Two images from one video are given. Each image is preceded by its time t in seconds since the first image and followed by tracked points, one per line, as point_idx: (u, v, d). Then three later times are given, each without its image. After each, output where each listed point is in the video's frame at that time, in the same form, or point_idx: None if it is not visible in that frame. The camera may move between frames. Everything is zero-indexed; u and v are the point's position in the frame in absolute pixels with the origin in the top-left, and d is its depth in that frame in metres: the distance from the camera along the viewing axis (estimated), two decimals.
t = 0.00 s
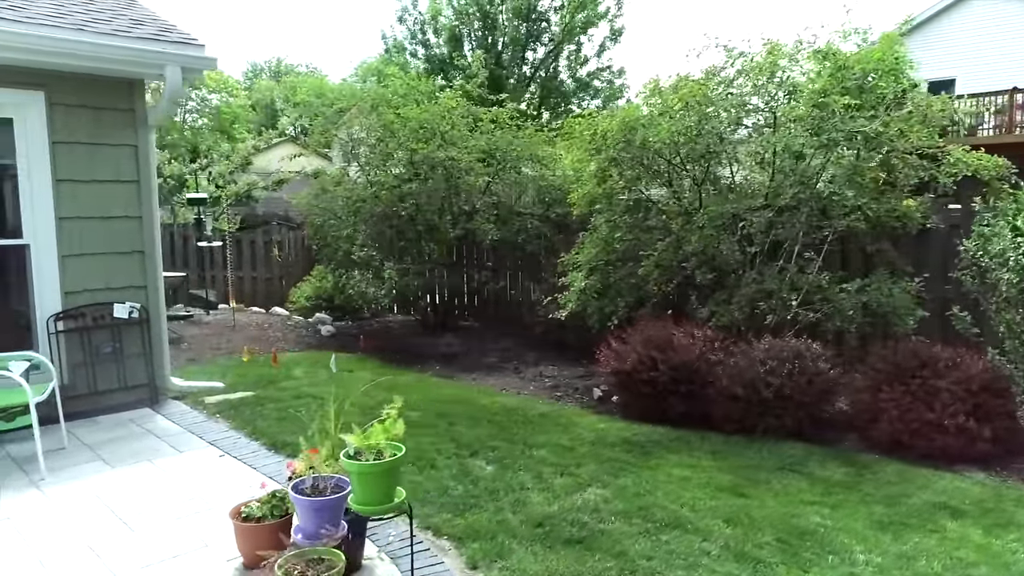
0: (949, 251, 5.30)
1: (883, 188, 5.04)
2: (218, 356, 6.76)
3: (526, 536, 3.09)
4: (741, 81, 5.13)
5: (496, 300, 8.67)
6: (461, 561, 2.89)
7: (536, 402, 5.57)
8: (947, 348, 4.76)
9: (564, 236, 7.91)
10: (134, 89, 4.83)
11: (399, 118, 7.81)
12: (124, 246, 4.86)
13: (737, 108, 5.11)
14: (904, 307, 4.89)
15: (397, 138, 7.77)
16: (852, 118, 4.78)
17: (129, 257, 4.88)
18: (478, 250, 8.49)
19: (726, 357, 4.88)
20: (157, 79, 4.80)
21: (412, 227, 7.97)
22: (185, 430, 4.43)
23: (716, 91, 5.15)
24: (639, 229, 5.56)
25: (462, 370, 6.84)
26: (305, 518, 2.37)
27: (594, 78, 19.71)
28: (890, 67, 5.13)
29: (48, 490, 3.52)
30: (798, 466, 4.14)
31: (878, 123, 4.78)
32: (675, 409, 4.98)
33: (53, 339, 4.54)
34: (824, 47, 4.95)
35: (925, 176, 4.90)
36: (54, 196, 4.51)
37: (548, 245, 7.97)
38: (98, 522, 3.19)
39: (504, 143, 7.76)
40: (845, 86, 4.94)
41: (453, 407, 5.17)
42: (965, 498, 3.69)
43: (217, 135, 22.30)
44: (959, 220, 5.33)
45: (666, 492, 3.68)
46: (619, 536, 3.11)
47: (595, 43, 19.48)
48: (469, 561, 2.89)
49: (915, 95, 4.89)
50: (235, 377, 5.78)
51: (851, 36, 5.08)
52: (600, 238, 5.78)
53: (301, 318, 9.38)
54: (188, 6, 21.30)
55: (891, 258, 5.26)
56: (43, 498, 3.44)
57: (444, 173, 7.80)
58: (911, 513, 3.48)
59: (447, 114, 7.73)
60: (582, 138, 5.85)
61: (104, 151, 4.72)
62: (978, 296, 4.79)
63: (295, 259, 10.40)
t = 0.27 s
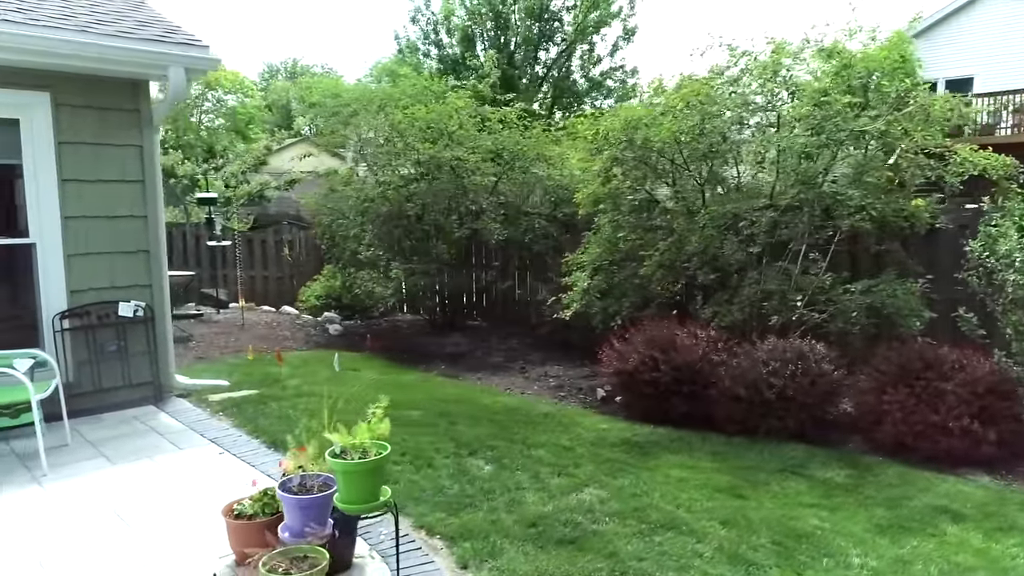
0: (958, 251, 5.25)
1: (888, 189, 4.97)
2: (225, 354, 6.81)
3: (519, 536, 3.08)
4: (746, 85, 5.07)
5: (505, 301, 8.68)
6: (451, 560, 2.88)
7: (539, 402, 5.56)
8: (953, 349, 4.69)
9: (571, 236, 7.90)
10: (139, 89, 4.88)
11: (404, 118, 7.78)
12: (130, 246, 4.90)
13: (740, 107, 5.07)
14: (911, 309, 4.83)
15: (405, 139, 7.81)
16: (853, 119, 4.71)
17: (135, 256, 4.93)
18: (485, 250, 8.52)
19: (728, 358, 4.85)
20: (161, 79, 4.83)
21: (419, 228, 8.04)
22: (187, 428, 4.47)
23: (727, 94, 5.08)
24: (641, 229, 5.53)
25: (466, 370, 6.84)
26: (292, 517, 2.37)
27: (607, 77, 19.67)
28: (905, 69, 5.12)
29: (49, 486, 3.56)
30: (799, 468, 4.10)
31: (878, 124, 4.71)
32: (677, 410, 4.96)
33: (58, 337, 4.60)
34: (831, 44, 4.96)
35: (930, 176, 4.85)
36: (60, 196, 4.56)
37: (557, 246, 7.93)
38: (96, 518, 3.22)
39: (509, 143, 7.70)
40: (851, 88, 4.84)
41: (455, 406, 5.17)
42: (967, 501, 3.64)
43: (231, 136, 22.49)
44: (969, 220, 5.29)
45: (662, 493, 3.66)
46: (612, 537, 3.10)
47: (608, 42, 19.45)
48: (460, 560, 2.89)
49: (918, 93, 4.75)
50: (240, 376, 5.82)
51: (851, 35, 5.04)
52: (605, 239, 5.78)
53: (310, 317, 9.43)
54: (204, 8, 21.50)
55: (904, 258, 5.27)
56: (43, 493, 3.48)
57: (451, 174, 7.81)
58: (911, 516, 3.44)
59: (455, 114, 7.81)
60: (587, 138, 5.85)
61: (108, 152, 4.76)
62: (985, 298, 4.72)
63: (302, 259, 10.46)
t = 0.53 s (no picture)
0: (964, 252, 5.16)
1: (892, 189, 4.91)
2: (232, 353, 6.86)
3: (510, 535, 3.08)
4: (739, 88, 5.08)
5: (512, 301, 8.69)
6: (442, 559, 2.89)
7: (542, 402, 5.56)
8: (958, 351, 4.64)
9: (577, 236, 7.90)
10: (146, 91, 4.93)
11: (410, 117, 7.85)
12: (135, 245, 4.96)
13: (743, 106, 5.05)
14: (916, 310, 4.77)
15: (412, 139, 7.85)
16: (853, 119, 4.71)
17: (140, 255, 4.99)
18: (492, 250, 8.54)
19: (730, 359, 4.83)
20: (166, 81, 4.87)
21: (427, 227, 8.08)
22: (189, 426, 4.50)
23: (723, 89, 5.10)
24: (643, 229, 5.51)
25: (471, 369, 6.85)
26: (278, 514, 2.38)
27: (619, 76, 19.62)
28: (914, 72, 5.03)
29: (51, 481, 3.61)
30: (798, 470, 4.07)
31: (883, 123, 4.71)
32: (679, 411, 4.93)
33: (64, 334, 4.66)
34: (836, 43, 4.97)
35: (934, 176, 4.81)
36: (67, 196, 4.62)
37: (563, 246, 7.96)
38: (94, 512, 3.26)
39: (518, 143, 7.78)
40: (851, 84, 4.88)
41: (457, 405, 5.18)
42: (968, 504, 3.60)
43: (247, 137, 22.69)
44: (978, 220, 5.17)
45: (657, 493, 3.65)
46: (604, 538, 3.10)
47: (621, 41, 19.41)
48: (450, 559, 2.90)
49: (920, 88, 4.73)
50: (245, 374, 5.86)
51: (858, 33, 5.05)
52: (608, 238, 5.76)
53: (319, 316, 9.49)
54: (220, 9, 21.72)
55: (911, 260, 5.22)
56: (44, 488, 3.53)
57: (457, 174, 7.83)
58: (909, 519, 3.40)
59: (463, 114, 7.87)
60: (591, 137, 5.85)
61: (114, 152, 4.82)
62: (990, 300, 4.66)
63: (309, 258, 10.51)
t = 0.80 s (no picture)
0: (969, 254, 5.13)
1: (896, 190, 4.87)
2: (240, 352, 6.92)
3: (503, 535, 3.09)
4: (740, 82, 5.12)
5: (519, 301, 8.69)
6: (433, 557, 2.90)
7: (545, 401, 5.57)
8: (964, 352, 4.58)
9: (583, 236, 7.90)
10: (151, 92, 4.98)
11: (419, 117, 7.93)
12: (140, 245, 5.02)
13: (745, 105, 5.03)
14: (921, 312, 4.72)
15: (419, 139, 7.90)
16: (855, 117, 4.74)
17: (146, 255, 5.05)
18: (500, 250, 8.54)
19: (733, 359, 4.80)
20: (170, 83, 4.91)
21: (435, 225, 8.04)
22: (192, 424, 4.55)
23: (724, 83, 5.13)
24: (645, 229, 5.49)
25: (476, 369, 6.86)
26: (265, 511, 2.44)
27: (632, 76, 19.57)
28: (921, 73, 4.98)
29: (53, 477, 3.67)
30: (798, 471, 4.04)
31: (885, 123, 4.71)
32: (680, 411, 4.92)
33: (71, 333, 4.72)
34: (840, 41, 4.91)
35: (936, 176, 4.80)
36: (73, 196, 4.68)
37: (570, 244, 8.02)
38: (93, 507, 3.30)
39: (524, 143, 7.81)
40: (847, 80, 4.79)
41: (458, 405, 5.20)
42: (968, 508, 3.55)
43: (262, 138, 22.88)
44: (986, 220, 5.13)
45: (653, 494, 3.64)
46: (596, 538, 3.09)
47: (634, 41, 19.39)
48: (441, 557, 2.91)
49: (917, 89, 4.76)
50: (251, 373, 5.92)
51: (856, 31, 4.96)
52: (611, 239, 5.75)
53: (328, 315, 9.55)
54: (236, 11, 21.94)
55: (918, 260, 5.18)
56: (46, 483, 3.58)
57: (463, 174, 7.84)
58: (907, 522, 3.37)
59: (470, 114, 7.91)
60: (595, 138, 5.84)
61: (120, 153, 4.88)
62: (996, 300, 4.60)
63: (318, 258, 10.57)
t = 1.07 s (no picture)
0: (976, 255, 5.08)
1: (901, 190, 4.84)
2: (248, 351, 6.98)
3: (497, 534, 3.10)
4: (741, 83, 5.08)
5: (527, 300, 8.69)
6: (426, 556, 2.92)
7: (548, 401, 5.57)
8: (970, 354, 4.53)
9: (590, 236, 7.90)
10: (158, 92, 5.02)
11: (427, 117, 8.00)
12: (147, 243, 5.07)
13: (749, 104, 5.01)
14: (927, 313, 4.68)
15: (427, 139, 7.94)
16: (859, 117, 4.70)
17: (152, 254, 5.10)
18: (508, 250, 8.56)
19: (735, 361, 4.78)
20: (177, 84, 4.95)
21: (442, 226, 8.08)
22: (197, 421, 4.59)
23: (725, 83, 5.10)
24: (649, 229, 5.48)
25: (482, 368, 6.88)
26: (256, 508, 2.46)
27: (645, 75, 19.54)
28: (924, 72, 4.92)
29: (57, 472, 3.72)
30: (799, 473, 4.01)
31: (890, 122, 4.69)
32: (682, 412, 4.91)
33: (78, 331, 4.78)
34: (845, 40, 4.90)
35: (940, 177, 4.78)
36: (81, 195, 4.74)
37: (579, 245, 7.93)
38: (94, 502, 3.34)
39: (531, 143, 7.83)
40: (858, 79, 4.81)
41: (461, 404, 5.21)
42: (970, 511, 3.52)
43: (277, 138, 23.06)
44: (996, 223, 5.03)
45: (650, 494, 3.63)
46: (590, 538, 3.09)
47: (647, 40, 19.41)
48: (434, 556, 2.92)
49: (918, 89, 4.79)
50: (258, 371, 5.97)
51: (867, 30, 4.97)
52: (615, 239, 5.75)
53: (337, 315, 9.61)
54: (251, 13, 22.14)
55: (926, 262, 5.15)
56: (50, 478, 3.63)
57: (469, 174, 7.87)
58: (906, 525, 3.34)
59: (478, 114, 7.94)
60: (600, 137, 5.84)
61: (127, 153, 4.93)
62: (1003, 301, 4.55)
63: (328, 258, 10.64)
